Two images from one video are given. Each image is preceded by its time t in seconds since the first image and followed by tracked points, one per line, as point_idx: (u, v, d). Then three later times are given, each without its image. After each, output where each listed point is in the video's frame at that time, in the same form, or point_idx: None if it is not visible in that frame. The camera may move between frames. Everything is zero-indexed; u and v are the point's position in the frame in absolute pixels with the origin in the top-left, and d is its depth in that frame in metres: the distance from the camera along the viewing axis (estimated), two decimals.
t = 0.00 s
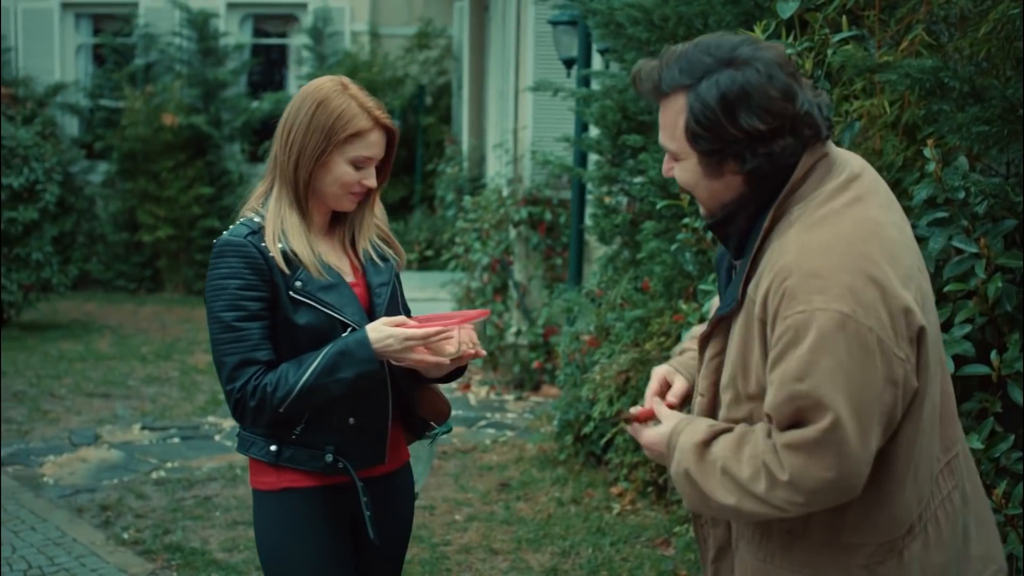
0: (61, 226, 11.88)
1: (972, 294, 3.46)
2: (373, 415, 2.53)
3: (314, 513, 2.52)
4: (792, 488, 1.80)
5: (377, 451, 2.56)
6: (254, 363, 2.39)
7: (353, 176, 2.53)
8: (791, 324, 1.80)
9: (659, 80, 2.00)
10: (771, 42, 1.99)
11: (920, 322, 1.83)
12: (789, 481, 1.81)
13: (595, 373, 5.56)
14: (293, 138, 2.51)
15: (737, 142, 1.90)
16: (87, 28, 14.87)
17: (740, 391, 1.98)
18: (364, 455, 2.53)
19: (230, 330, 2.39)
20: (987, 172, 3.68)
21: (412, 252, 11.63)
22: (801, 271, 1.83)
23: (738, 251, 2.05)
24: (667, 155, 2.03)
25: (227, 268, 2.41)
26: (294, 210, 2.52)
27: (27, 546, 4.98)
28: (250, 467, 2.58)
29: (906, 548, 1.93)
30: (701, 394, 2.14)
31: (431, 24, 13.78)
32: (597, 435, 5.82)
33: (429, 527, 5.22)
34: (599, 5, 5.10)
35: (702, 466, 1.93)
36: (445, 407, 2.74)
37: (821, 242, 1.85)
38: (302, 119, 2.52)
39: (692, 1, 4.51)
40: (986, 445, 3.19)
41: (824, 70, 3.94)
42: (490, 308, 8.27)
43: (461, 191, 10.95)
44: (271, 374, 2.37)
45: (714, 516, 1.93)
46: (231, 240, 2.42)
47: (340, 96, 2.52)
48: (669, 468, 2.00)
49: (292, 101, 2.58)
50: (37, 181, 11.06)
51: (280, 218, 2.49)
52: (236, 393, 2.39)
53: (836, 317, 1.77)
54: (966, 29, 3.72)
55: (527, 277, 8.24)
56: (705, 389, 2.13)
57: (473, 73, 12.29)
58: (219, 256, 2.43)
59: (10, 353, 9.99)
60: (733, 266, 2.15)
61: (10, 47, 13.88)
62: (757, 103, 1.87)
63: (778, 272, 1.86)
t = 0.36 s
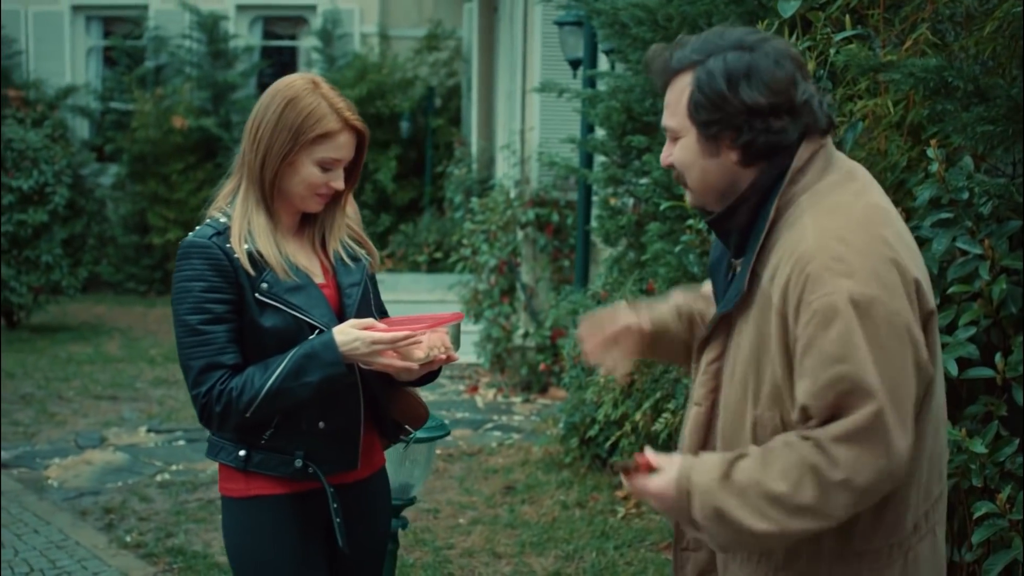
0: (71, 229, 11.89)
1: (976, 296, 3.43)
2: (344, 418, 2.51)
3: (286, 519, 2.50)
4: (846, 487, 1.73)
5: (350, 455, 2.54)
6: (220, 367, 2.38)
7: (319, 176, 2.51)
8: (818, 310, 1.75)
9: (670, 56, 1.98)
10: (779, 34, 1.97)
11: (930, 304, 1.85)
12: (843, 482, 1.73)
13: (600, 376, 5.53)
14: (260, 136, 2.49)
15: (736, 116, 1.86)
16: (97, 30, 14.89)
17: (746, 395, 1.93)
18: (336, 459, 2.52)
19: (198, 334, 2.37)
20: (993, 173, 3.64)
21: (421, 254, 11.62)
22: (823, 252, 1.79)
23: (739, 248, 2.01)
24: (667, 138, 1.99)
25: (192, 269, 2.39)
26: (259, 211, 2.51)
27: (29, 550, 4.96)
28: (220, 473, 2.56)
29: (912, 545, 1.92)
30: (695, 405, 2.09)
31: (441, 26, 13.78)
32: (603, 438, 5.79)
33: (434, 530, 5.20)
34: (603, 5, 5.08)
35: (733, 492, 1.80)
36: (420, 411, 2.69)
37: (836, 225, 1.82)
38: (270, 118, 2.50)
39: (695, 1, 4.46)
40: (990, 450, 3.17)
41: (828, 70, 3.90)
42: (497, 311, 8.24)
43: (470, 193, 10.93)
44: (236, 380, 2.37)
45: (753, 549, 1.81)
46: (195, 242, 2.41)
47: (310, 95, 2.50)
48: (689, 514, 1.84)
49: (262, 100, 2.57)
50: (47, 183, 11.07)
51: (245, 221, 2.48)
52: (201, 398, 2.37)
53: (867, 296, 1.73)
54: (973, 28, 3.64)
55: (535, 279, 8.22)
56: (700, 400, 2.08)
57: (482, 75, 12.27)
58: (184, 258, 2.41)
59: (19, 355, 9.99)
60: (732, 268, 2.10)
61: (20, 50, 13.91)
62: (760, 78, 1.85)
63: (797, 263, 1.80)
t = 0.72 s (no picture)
0: (86, 229, 11.92)
1: (991, 302, 3.37)
2: (327, 432, 2.55)
3: (263, 536, 2.53)
4: (878, 426, 1.77)
5: (332, 469, 2.57)
6: (200, 379, 2.37)
7: (309, 142, 2.53)
8: (847, 251, 1.86)
9: (676, 56, 2.11)
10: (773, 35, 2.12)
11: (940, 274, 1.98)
12: (875, 422, 1.78)
13: (611, 379, 5.48)
14: (234, 133, 2.50)
15: (752, 93, 1.97)
16: (114, 32, 14.93)
17: (764, 366, 1.99)
18: (317, 474, 2.55)
19: (179, 340, 2.37)
20: (1011, 176, 3.53)
21: (436, 255, 11.59)
22: (849, 207, 1.90)
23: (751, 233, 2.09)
24: (679, 127, 2.09)
25: (173, 277, 2.39)
26: (246, 211, 2.50)
27: (38, 552, 4.95)
28: (201, 489, 2.60)
29: (923, 524, 2.03)
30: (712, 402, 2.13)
31: (456, 27, 13.73)
32: (615, 442, 5.74)
33: (443, 535, 5.16)
34: (615, 6, 5.02)
35: (758, 452, 1.85)
36: (400, 419, 2.75)
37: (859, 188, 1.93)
38: (237, 115, 2.51)
39: (708, 2, 4.41)
40: (1005, 458, 3.13)
41: (841, 71, 3.86)
42: (510, 313, 8.20)
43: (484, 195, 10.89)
44: (214, 392, 2.36)
45: (783, 509, 1.84)
46: (178, 248, 2.40)
47: (260, 83, 2.53)
48: (716, 484, 1.88)
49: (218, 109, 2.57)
50: (62, 185, 11.08)
51: (232, 224, 2.47)
52: (178, 411, 2.37)
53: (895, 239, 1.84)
54: (989, 28, 3.53)
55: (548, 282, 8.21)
56: (717, 392, 2.13)
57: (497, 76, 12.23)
58: (165, 264, 2.41)
59: (35, 356, 10.01)
60: (740, 262, 2.17)
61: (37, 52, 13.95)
62: (771, 60, 1.99)
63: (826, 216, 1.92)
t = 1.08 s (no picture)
0: (102, 228, 11.93)
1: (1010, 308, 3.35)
2: (329, 442, 2.55)
3: (264, 546, 2.53)
4: (816, 446, 1.86)
5: (335, 477, 2.57)
6: (200, 388, 2.34)
7: (312, 141, 2.50)
8: (803, 277, 1.90)
9: (662, 74, 2.15)
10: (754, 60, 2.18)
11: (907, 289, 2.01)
12: (814, 440, 1.86)
13: (625, 383, 5.43)
14: (231, 137, 2.47)
15: (737, 116, 2.02)
16: (131, 30, 14.95)
17: (728, 382, 2.04)
18: (320, 483, 2.54)
19: (180, 345, 2.33)
20: None
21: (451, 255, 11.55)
22: (811, 230, 1.94)
23: (726, 257, 2.12)
24: (661, 144, 2.14)
25: (175, 281, 2.35)
26: (247, 217, 2.47)
27: (48, 553, 4.93)
28: (200, 499, 2.59)
29: (898, 532, 2.04)
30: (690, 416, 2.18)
31: (473, 27, 13.69)
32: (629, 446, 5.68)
33: (455, 538, 5.12)
34: (631, 5, 4.97)
35: (712, 457, 1.97)
36: (399, 426, 2.75)
37: (824, 212, 1.97)
38: (233, 114, 2.48)
39: (726, 1, 4.36)
40: None
41: (859, 72, 3.76)
42: (525, 314, 8.16)
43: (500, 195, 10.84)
44: (214, 400, 2.34)
45: (728, 505, 1.96)
46: (181, 251, 2.37)
47: (256, 81, 2.50)
48: (674, 473, 2.03)
49: (211, 110, 2.54)
50: (78, 183, 11.08)
51: (234, 230, 2.43)
52: (177, 420, 2.34)
53: (849, 266, 1.88)
54: (1010, 30, 3.54)
55: (563, 283, 8.17)
56: (689, 408, 2.18)
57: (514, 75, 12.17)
58: (166, 269, 2.37)
59: (50, 355, 10.02)
60: (716, 284, 2.21)
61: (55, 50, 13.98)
62: (755, 85, 2.05)
63: (785, 241, 1.96)
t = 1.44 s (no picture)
0: (120, 225, 11.95)
1: None
2: (342, 442, 2.52)
3: (275, 550, 2.51)
4: (810, 431, 1.87)
5: (347, 479, 2.54)
6: (209, 391, 2.31)
7: (326, 143, 2.46)
8: (803, 261, 1.92)
9: (692, 54, 2.12)
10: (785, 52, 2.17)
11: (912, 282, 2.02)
12: (808, 423, 1.87)
13: (641, 385, 5.38)
14: (244, 135, 2.44)
15: (763, 113, 2.02)
16: (151, 28, 14.98)
17: (731, 368, 2.06)
18: (332, 485, 2.52)
19: (188, 348, 2.30)
20: None
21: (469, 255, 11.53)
22: (812, 217, 1.96)
23: (734, 243, 2.15)
24: (678, 123, 2.13)
25: (185, 281, 2.32)
26: (258, 215, 2.43)
27: (60, 551, 4.92)
28: (211, 502, 2.56)
29: (899, 525, 2.06)
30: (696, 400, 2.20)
31: (493, 26, 13.65)
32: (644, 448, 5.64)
33: (468, 540, 5.08)
34: (649, 4, 4.93)
35: (710, 439, 1.99)
36: (409, 427, 2.72)
37: (825, 201, 1.99)
38: (244, 110, 2.45)
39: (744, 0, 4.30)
40: None
41: (880, 72, 3.70)
42: (541, 314, 8.12)
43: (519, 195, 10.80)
44: (224, 402, 2.31)
45: (728, 488, 1.96)
46: (192, 252, 2.34)
47: (269, 78, 2.47)
48: (675, 453, 2.04)
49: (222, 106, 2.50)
50: (96, 180, 11.09)
51: (246, 230, 2.39)
52: (187, 422, 2.31)
53: (848, 253, 1.91)
54: None
55: (580, 283, 8.12)
56: (698, 393, 2.19)
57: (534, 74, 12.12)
58: (176, 269, 2.34)
59: (67, 352, 10.03)
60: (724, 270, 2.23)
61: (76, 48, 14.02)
62: (785, 83, 2.04)
63: (788, 227, 1.98)
